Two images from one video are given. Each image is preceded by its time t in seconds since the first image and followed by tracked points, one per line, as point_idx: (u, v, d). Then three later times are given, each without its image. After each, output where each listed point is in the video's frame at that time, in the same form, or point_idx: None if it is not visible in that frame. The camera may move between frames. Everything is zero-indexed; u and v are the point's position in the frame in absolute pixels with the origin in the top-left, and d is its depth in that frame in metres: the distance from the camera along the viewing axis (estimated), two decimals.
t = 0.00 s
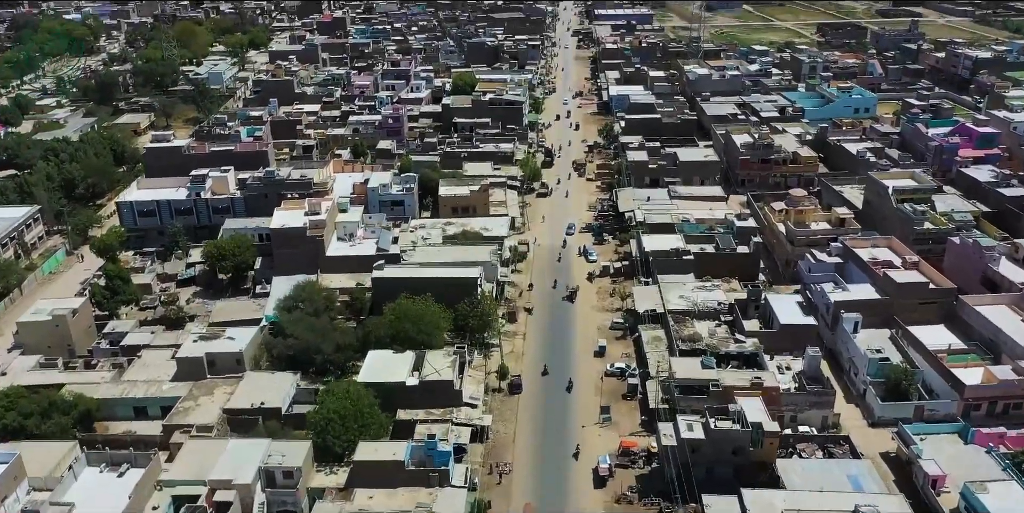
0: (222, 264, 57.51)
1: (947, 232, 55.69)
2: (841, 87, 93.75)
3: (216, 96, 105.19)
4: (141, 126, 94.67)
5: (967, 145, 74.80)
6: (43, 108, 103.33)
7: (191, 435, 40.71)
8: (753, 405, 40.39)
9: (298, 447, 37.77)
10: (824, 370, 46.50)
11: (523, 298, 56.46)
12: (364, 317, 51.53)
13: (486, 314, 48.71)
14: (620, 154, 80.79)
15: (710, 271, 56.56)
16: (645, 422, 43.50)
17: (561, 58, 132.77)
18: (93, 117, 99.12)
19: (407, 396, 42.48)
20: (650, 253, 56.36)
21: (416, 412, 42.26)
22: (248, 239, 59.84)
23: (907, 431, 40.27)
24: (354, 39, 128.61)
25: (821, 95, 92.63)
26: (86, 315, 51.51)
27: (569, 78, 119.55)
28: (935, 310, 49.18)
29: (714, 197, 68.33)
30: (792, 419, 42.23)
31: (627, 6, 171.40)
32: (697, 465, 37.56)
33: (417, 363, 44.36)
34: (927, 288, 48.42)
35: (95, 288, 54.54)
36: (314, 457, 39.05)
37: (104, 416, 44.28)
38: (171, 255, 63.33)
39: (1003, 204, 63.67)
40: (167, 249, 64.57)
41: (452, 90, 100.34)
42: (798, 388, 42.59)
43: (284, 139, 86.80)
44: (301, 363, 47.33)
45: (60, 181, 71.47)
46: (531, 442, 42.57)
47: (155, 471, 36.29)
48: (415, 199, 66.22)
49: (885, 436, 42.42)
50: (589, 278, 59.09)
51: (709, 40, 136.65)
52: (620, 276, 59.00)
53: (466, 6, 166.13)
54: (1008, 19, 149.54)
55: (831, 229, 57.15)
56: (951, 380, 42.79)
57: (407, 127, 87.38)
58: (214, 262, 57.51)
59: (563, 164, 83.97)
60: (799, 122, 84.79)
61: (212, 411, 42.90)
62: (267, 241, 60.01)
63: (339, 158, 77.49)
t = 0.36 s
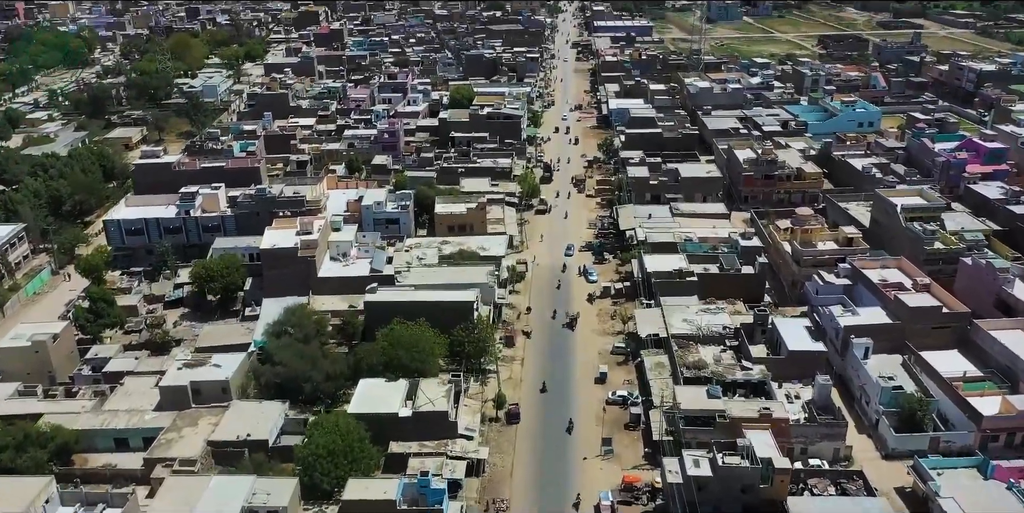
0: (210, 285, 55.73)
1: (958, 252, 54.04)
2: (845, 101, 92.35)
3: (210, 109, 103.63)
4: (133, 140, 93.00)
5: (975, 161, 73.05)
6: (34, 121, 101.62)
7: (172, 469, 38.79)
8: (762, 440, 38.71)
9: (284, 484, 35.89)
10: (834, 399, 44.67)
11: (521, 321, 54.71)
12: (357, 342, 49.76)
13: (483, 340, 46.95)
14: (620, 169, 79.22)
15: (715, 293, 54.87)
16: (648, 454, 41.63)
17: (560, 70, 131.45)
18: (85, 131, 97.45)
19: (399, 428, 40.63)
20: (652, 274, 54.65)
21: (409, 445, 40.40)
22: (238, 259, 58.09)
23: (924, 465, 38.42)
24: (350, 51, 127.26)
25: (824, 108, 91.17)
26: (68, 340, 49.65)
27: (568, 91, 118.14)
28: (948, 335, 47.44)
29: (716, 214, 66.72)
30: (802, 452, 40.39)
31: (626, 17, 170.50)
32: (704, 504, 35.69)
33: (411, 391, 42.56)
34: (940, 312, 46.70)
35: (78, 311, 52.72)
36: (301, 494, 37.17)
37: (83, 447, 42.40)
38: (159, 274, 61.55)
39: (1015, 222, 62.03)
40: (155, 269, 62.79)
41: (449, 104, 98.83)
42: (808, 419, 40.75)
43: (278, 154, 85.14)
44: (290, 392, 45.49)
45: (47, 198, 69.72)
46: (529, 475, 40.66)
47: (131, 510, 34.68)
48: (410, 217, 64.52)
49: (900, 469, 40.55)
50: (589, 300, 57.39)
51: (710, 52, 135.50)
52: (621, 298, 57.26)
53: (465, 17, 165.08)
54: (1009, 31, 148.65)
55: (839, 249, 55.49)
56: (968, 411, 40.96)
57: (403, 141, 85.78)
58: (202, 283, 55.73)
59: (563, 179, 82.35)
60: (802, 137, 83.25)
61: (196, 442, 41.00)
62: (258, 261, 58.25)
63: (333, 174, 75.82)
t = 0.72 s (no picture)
0: (192, 310, 53.63)
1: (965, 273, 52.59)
2: (843, 115, 91.08)
3: (198, 125, 101.77)
4: (118, 157, 91.05)
5: (977, 178, 71.66)
6: (17, 136, 99.51)
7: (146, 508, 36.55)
8: (767, 476, 36.89)
9: None
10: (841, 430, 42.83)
11: (514, 346, 52.83)
12: (343, 370, 47.76)
13: (474, 368, 45.04)
14: (616, 186, 77.58)
15: (715, 317, 53.19)
16: (649, 490, 39.65)
17: (554, 84, 130.24)
18: (70, 147, 95.46)
19: (387, 464, 38.60)
20: (651, 297, 52.89)
21: (397, 483, 38.33)
22: (221, 281, 56.11)
23: (938, 501, 36.51)
24: (342, 65, 125.76)
25: (822, 123, 89.88)
26: (42, 369, 47.51)
27: (562, 106, 116.80)
28: (958, 361, 45.70)
29: (714, 232, 65.06)
30: (810, 487, 38.52)
31: (621, 30, 169.70)
32: None
33: (399, 424, 40.59)
34: (949, 338, 44.99)
35: (53, 338, 50.56)
36: None
37: (54, 485, 40.21)
38: (140, 298, 59.44)
39: (1021, 240, 60.56)
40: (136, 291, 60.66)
41: (442, 118, 97.23)
42: (815, 453, 38.86)
43: (266, 171, 83.26)
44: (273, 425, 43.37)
45: (25, 218, 67.65)
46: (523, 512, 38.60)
47: None
48: (401, 237, 62.67)
49: (913, 504, 38.62)
50: (585, 323, 55.55)
51: (705, 65, 134.54)
52: (618, 321, 55.46)
53: (458, 30, 164.00)
54: (1005, 43, 148.36)
55: (841, 271, 53.90)
56: (982, 443, 39.10)
57: (394, 157, 84.05)
58: (184, 307, 53.65)
59: (557, 196, 80.70)
60: (801, 152, 81.87)
61: (172, 479, 38.79)
62: (242, 284, 56.30)
63: (323, 192, 73.99)
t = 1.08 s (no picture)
0: (175, 334, 51.44)
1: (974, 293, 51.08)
2: (843, 129, 89.80)
3: (188, 139, 99.99)
4: (106, 172, 89.20)
5: (982, 194, 70.01)
6: (3, 151, 97.54)
7: None
8: None
9: None
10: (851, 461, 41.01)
11: (510, 371, 51.03)
12: (332, 398, 45.83)
13: (469, 396, 43.19)
14: (614, 203, 76.01)
15: (717, 341, 51.46)
16: None
17: (550, 97, 128.94)
18: (56, 162, 93.50)
19: (376, 502, 36.64)
20: (651, 319, 51.17)
21: None
22: (207, 304, 54.26)
23: None
24: (335, 78, 124.35)
25: (822, 137, 88.55)
26: (17, 398, 45.47)
27: (558, 119, 115.35)
28: (970, 388, 44.05)
29: (714, 250, 63.49)
30: None
31: (616, 43, 168.70)
32: None
33: (389, 458, 38.68)
34: (962, 364, 43.35)
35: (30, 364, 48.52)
36: None
37: None
38: (123, 320, 57.44)
39: None
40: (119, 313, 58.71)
41: (436, 132, 95.58)
42: (827, 488, 37.00)
43: (256, 187, 81.51)
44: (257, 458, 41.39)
45: (7, 238, 65.72)
46: None
47: None
48: (393, 256, 60.92)
49: None
50: (583, 346, 53.74)
51: (702, 78, 133.32)
52: (618, 345, 53.72)
53: (453, 42, 162.76)
54: (1002, 56, 147.81)
55: (847, 292, 52.33)
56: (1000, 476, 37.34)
57: (387, 173, 82.28)
58: (167, 331, 51.49)
59: (554, 212, 79.11)
60: (801, 167, 80.40)
61: None
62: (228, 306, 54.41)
63: (313, 210, 72.16)
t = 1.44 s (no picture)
0: (159, 361, 49.62)
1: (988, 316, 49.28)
2: (846, 144, 88.26)
3: (180, 155, 98.27)
4: (95, 189, 87.41)
5: (991, 211, 68.38)
6: None
7: None
8: None
9: None
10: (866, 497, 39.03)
11: (507, 398, 49.09)
12: (321, 428, 43.71)
13: (464, 428, 41.20)
14: (614, 220, 74.26)
15: (722, 366, 49.57)
16: None
17: (547, 111, 127.52)
18: (45, 178, 91.69)
19: None
20: (653, 344, 49.33)
21: None
22: (193, 329, 52.38)
23: None
24: (331, 92, 122.86)
25: (825, 152, 86.96)
26: None
27: (556, 134, 113.82)
28: (988, 417, 42.17)
29: (718, 270, 61.70)
30: None
31: (615, 56, 167.70)
32: None
33: (379, 494, 36.63)
34: (979, 392, 41.48)
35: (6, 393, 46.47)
36: None
37: None
38: (106, 344, 55.44)
39: None
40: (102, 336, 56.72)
41: (432, 147, 93.89)
42: None
43: (248, 204, 79.72)
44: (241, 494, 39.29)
45: None
46: None
47: None
48: (387, 277, 59.04)
49: None
50: (583, 372, 51.85)
51: (702, 91, 131.99)
52: (619, 370, 51.84)
53: (450, 56, 161.59)
54: (1003, 69, 146.81)
55: (856, 315, 50.53)
56: None
57: (381, 189, 80.54)
58: (151, 358, 49.65)
59: (552, 230, 77.38)
60: (805, 183, 78.80)
61: None
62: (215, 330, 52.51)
63: (306, 228, 70.34)
